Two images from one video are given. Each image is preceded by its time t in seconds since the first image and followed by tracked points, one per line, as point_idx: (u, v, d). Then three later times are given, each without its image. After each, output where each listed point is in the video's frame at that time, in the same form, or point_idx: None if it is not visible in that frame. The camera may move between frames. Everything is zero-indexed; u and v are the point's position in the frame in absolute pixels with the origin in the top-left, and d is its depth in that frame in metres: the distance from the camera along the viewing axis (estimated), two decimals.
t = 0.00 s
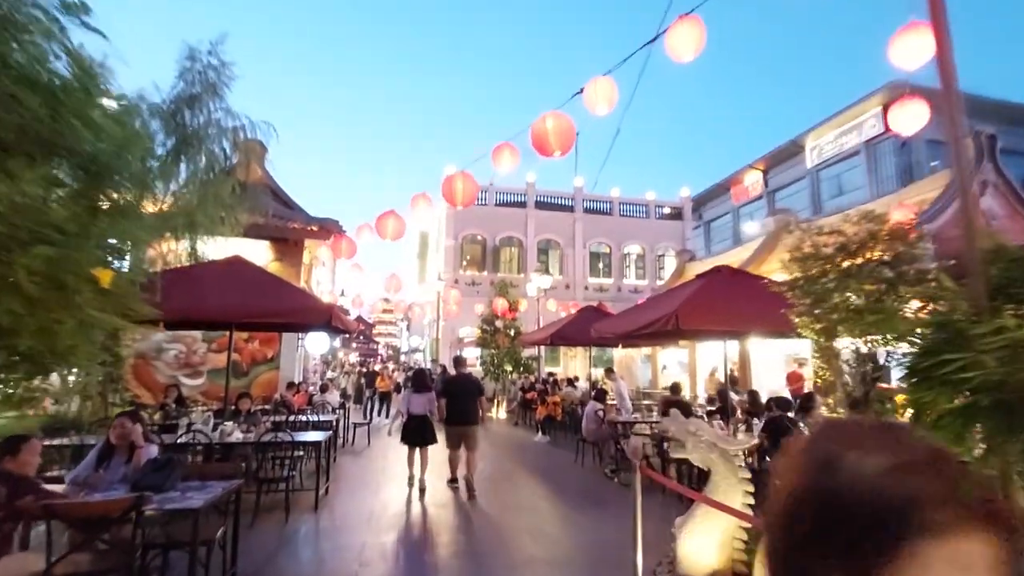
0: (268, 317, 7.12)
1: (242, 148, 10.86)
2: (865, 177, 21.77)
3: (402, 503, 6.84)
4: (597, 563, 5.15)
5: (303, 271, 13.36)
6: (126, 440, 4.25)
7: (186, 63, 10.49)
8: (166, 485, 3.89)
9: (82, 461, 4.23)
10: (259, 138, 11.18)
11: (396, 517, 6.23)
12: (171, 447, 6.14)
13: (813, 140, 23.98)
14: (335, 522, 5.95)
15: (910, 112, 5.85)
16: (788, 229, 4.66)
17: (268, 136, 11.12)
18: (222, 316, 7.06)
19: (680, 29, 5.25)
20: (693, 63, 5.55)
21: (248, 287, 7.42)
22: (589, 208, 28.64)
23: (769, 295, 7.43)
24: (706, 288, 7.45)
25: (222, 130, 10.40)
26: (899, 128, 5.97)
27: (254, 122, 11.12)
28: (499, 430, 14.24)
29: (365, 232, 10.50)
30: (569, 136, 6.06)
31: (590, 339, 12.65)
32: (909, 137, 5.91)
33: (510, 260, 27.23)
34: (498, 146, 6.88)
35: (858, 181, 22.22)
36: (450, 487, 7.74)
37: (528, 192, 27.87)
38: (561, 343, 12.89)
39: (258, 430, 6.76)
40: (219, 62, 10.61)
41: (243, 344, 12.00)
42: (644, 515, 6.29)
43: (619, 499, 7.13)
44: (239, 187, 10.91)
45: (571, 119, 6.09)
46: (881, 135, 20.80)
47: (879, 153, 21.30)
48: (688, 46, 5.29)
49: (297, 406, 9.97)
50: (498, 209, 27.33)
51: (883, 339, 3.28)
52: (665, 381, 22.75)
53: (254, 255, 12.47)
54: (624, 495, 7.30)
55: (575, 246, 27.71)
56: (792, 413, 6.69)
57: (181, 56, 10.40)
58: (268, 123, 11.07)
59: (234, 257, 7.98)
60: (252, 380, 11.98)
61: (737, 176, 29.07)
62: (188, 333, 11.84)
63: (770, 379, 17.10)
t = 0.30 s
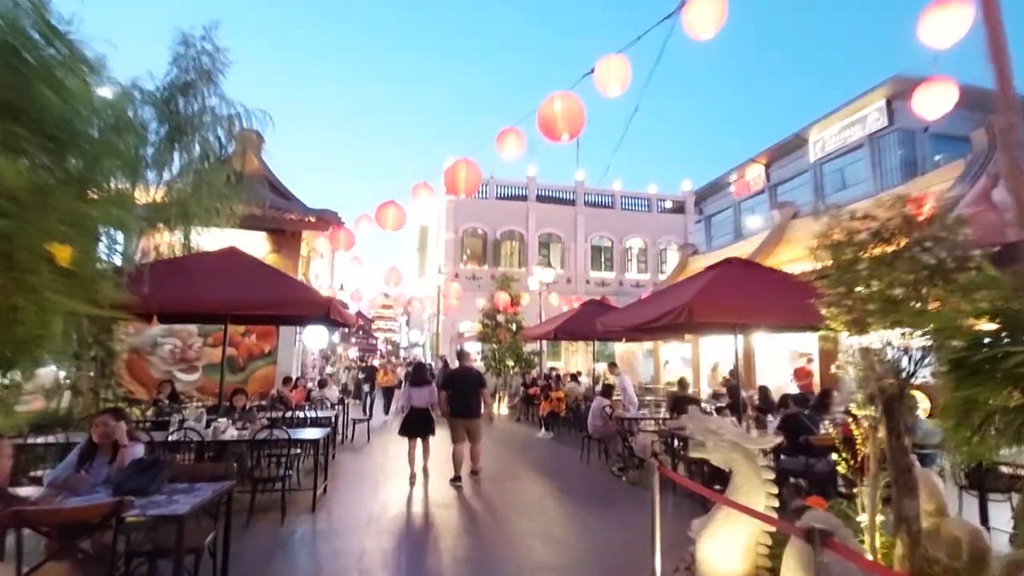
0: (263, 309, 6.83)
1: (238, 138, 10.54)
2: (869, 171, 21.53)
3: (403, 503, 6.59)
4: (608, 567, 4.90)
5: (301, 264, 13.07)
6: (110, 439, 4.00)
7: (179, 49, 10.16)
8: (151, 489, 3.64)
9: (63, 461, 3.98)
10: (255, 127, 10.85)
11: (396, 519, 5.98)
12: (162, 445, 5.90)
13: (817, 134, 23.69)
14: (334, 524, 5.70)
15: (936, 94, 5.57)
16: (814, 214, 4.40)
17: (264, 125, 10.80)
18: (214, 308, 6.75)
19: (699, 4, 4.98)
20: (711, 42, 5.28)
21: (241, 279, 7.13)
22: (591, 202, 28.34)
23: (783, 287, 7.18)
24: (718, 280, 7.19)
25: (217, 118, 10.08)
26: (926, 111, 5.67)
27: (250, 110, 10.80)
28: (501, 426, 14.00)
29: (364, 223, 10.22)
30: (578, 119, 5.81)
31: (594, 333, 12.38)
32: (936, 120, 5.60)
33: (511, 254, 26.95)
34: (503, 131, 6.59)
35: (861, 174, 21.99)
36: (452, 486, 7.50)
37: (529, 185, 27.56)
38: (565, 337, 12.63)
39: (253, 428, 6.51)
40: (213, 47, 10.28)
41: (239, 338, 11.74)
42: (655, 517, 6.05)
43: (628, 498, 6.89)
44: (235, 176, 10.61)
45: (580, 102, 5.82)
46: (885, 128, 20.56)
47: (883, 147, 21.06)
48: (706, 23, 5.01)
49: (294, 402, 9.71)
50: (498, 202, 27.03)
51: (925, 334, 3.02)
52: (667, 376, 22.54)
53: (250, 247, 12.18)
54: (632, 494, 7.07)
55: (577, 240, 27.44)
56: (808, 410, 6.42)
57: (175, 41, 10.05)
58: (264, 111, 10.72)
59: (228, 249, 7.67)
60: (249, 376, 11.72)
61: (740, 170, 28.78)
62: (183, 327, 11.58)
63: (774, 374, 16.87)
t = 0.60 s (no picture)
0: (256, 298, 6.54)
1: (233, 124, 10.16)
2: (872, 161, 21.23)
3: (402, 500, 6.36)
4: (617, 568, 4.68)
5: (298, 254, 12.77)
6: (86, 436, 3.76)
7: (169, 30, 9.71)
8: (129, 491, 3.41)
9: (36, 460, 3.73)
10: (250, 112, 10.46)
11: (395, 517, 5.75)
12: (149, 440, 5.66)
13: (819, 124, 23.33)
14: (330, 522, 5.48)
15: (967, 71, 5.32)
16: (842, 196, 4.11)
17: (259, 110, 10.44)
18: (204, 297, 6.46)
19: None
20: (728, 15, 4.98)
21: (234, 267, 6.84)
22: (592, 192, 28.01)
23: (795, 277, 6.94)
24: (729, 269, 6.93)
25: (209, 102, 9.70)
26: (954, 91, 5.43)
27: (244, 95, 10.39)
28: (502, 419, 13.78)
29: (360, 211, 9.92)
30: (586, 98, 5.51)
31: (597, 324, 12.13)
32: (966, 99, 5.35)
33: (511, 245, 26.65)
34: (506, 112, 6.29)
35: (865, 165, 21.67)
36: (453, 481, 7.26)
37: (529, 175, 27.19)
38: (567, 328, 12.37)
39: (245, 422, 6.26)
40: (205, 29, 9.89)
41: (234, 330, 11.48)
42: (664, 516, 5.81)
43: (635, 495, 6.66)
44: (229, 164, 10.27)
45: (588, 79, 5.52)
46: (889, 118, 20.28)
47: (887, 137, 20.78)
48: None
49: (291, 395, 9.46)
50: (498, 192, 26.68)
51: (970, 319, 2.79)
52: (669, 369, 22.33)
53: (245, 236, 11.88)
54: (639, 490, 6.83)
55: (577, 231, 27.13)
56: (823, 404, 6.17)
57: (164, 22, 9.62)
58: (258, 95, 10.34)
59: (221, 235, 7.39)
60: (244, 368, 11.47)
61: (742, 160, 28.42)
62: (177, 318, 11.32)
63: (778, 367, 16.65)
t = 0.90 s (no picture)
0: (247, 296, 6.25)
1: (224, 117, 9.85)
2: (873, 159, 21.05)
3: (399, 505, 6.09)
4: None
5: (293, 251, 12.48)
6: (56, 442, 3.49)
7: (159, 18, 9.35)
8: (96, 503, 3.15)
9: None
10: (243, 105, 10.13)
11: (391, 523, 5.47)
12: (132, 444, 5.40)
13: (820, 122, 23.09)
14: (322, 530, 5.21)
15: (995, 54, 5.76)
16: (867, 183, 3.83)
17: (252, 103, 10.11)
18: (191, 293, 6.17)
19: None
20: None
21: (223, 263, 6.54)
22: (592, 190, 27.76)
23: (806, 275, 6.69)
24: (738, 265, 6.67)
25: (199, 94, 9.38)
26: (981, 75, 5.88)
27: (237, 87, 10.06)
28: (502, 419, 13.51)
29: (356, 206, 9.63)
30: (591, 84, 5.25)
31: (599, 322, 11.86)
32: (993, 83, 5.79)
33: (510, 243, 26.40)
34: (507, 99, 6.01)
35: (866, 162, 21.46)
36: (452, 485, 6.99)
37: (529, 173, 26.92)
38: (568, 327, 12.11)
39: (235, 424, 5.99)
40: (196, 18, 9.54)
41: (227, 328, 11.20)
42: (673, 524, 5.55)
43: (641, 500, 6.40)
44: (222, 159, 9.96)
45: (593, 64, 5.26)
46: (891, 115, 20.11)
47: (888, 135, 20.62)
48: None
49: (285, 396, 9.20)
50: (497, 190, 26.41)
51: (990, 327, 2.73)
52: (670, 368, 22.10)
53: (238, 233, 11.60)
54: (646, 495, 6.57)
55: (577, 229, 26.88)
56: (838, 405, 5.93)
57: (153, 10, 9.26)
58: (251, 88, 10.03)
59: (209, 229, 7.12)
60: (238, 368, 11.19)
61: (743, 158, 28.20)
62: (169, 317, 11.04)
63: (782, 366, 16.43)
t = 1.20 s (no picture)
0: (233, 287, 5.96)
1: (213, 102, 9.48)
2: (874, 151, 20.87)
3: (392, 506, 5.83)
4: None
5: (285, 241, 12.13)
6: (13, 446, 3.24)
7: None
8: (55, 513, 2.94)
9: None
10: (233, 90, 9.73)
11: (384, 526, 5.21)
12: (110, 443, 5.13)
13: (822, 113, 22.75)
14: (310, 534, 4.94)
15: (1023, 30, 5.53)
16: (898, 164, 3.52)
17: (242, 88, 9.73)
18: (176, 284, 5.88)
19: None
20: None
21: (208, 253, 6.24)
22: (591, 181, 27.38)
23: (820, 265, 6.43)
24: (749, 254, 6.41)
25: (186, 79, 9.03)
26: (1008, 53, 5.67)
27: (226, 71, 9.65)
28: (500, 414, 13.24)
29: (349, 195, 9.26)
30: (596, 61, 4.92)
31: (600, 314, 11.57)
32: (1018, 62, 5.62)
33: (508, 234, 26.05)
34: (506, 80, 5.67)
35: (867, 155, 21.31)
36: (448, 485, 6.73)
37: (527, 163, 26.52)
38: (568, 320, 11.83)
39: (219, 422, 5.71)
40: None
41: (217, 321, 10.89)
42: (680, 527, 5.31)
43: (646, 500, 6.15)
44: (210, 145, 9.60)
45: (598, 40, 4.93)
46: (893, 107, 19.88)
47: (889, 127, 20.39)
48: None
49: (276, 390, 8.91)
50: (495, 181, 26.02)
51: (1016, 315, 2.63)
52: (670, 361, 21.88)
53: (227, 222, 11.21)
54: (650, 494, 6.32)
55: (576, 221, 26.54)
56: (852, 400, 5.67)
57: None
58: (241, 73, 9.67)
59: (194, 216, 6.81)
60: (228, 361, 10.90)
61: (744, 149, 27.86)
62: (157, 309, 10.72)
63: (784, 359, 16.22)
